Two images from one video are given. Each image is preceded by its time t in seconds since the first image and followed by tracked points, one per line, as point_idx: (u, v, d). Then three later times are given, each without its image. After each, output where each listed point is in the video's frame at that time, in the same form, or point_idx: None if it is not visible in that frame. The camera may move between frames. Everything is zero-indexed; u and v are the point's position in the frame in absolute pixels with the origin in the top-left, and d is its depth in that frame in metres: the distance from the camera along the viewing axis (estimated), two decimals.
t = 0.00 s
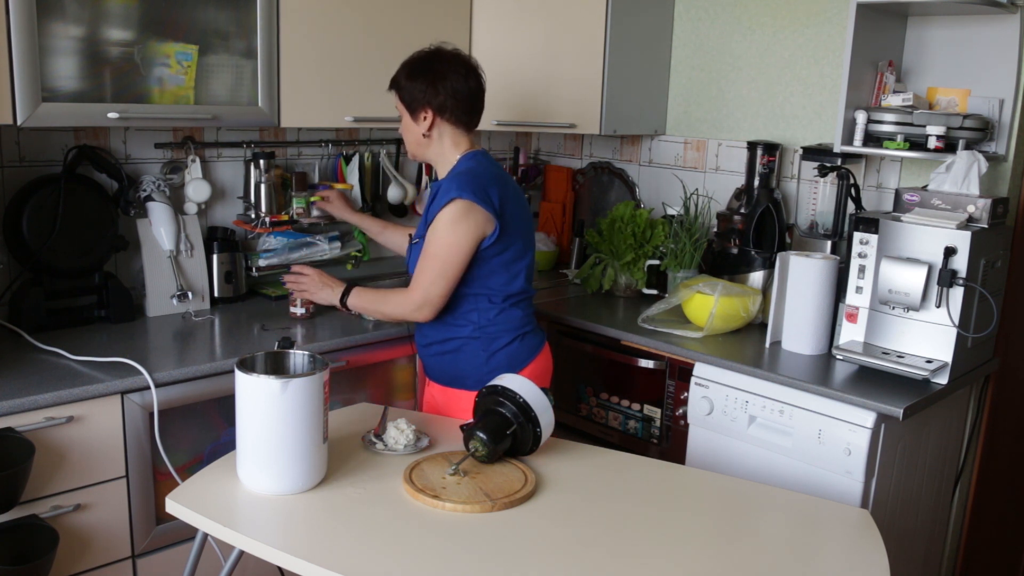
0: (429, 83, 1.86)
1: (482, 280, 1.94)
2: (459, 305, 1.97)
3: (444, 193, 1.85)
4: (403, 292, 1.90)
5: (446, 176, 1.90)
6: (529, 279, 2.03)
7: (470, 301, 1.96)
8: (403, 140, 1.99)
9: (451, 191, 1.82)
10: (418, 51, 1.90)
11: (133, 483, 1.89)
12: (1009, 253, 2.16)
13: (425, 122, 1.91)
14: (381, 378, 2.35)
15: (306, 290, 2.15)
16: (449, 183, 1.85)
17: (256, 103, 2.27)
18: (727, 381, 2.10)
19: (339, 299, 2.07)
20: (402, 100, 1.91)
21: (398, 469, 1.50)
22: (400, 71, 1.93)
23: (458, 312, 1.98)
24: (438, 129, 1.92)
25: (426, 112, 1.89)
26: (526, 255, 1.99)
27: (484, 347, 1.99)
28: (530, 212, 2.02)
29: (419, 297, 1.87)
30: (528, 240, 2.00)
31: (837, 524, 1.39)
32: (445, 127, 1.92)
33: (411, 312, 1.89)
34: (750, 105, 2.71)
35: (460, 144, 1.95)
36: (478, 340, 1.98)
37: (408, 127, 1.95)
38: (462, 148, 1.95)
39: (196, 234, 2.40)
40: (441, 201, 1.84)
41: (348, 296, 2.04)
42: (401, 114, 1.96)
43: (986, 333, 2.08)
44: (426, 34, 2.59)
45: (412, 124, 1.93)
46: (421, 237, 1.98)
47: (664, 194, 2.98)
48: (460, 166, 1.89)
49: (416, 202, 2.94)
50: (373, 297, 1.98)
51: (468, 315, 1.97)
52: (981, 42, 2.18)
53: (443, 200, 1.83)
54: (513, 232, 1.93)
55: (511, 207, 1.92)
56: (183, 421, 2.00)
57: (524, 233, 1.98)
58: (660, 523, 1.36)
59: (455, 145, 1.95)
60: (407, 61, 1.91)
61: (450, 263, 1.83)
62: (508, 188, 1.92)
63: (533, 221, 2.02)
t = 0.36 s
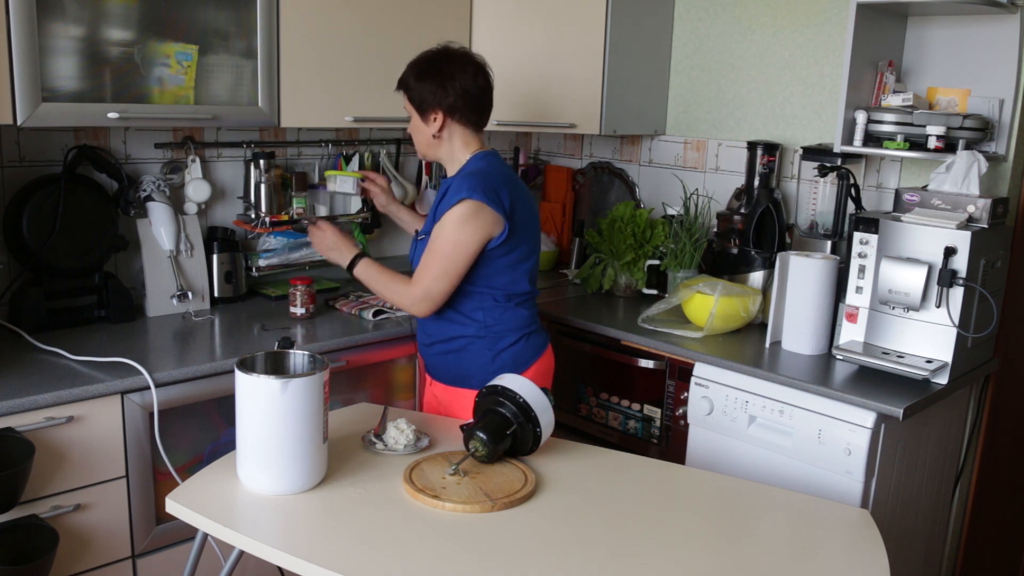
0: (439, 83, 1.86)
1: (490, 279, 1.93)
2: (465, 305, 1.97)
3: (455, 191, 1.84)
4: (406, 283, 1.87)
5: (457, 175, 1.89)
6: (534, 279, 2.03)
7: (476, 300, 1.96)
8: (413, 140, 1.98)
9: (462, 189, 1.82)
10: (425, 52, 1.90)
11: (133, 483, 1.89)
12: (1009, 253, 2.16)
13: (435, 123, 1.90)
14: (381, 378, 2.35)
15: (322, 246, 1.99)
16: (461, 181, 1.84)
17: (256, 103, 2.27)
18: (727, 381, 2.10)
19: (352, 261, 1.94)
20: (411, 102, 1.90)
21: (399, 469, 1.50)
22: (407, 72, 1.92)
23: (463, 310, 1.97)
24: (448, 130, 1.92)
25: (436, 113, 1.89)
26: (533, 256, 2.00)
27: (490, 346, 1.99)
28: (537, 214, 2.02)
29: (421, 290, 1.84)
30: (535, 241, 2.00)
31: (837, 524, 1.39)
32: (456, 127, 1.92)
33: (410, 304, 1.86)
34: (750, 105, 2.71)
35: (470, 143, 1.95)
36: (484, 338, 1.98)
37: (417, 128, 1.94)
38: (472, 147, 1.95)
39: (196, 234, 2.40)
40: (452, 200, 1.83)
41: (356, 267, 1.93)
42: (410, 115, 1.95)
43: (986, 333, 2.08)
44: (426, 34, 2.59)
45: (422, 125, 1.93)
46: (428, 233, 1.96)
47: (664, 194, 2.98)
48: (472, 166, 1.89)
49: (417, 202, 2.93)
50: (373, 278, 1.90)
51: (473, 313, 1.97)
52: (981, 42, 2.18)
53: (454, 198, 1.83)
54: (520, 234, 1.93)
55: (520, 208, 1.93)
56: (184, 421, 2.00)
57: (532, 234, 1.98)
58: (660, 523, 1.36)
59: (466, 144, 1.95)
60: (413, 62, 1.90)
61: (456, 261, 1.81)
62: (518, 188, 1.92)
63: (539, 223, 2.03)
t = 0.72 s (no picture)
0: (473, 80, 1.86)
1: (503, 277, 1.94)
2: (475, 302, 1.96)
3: (476, 185, 1.84)
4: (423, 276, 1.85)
5: (477, 169, 1.89)
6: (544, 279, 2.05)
7: (487, 297, 1.96)
8: (435, 139, 1.94)
9: (484, 184, 1.82)
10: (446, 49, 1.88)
11: (133, 483, 1.89)
12: (1009, 253, 2.16)
13: (468, 119, 1.89)
14: (381, 378, 2.35)
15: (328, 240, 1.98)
16: (482, 176, 1.84)
17: (256, 103, 2.27)
18: (727, 381, 2.10)
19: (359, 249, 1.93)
20: (444, 97, 1.87)
21: (398, 469, 1.50)
22: (429, 69, 1.89)
23: (472, 306, 1.97)
24: (478, 125, 1.92)
25: (470, 108, 1.88)
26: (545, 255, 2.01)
27: (497, 344, 1.98)
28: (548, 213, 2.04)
29: (439, 283, 1.83)
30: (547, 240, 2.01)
31: (837, 524, 1.39)
32: (484, 124, 1.92)
33: (425, 298, 1.84)
34: (750, 105, 2.71)
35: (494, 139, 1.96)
36: (492, 336, 1.98)
37: (446, 124, 1.90)
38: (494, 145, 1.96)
39: (196, 234, 2.40)
40: (472, 194, 1.83)
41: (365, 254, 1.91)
42: (435, 112, 1.91)
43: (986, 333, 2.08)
44: (426, 34, 2.58)
45: (452, 122, 1.90)
46: (443, 228, 1.95)
47: (664, 194, 2.98)
48: (491, 163, 1.89)
49: (417, 202, 2.95)
50: (386, 272, 1.87)
51: (482, 310, 1.96)
52: (981, 41, 2.18)
53: (475, 192, 1.82)
54: (537, 231, 1.94)
55: (537, 205, 1.94)
56: (183, 421, 2.00)
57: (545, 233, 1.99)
58: (660, 523, 1.36)
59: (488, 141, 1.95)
60: (439, 60, 1.88)
61: (477, 254, 1.81)
62: (534, 186, 1.94)
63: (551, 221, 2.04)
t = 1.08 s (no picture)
0: (526, 88, 1.92)
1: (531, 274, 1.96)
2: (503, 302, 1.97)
3: (514, 186, 1.85)
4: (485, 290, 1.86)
5: (501, 170, 1.89)
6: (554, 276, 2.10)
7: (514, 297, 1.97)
8: (478, 132, 1.87)
9: (525, 184, 1.83)
10: (498, 51, 1.89)
11: (133, 483, 1.89)
12: (1009, 253, 2.16)
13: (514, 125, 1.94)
14: (381, 378, 2.35)
15: (371, 277, 1.92)
16: (518, 176, 1.85)
17: (256, 103, 2.27)
18: (727, 381, 2.10)
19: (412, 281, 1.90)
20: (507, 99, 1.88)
21: (399, 469, 1.50)
22: (488, 66, 1.86)
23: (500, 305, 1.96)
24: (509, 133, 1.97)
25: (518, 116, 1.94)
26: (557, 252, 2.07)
27: (526, 340, 1.99)
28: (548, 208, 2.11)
29: (505, 293, 1.84)
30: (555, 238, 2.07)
31: (837, 524, 1.39)
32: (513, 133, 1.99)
33: (491, 311, 1.86)
34: (750, 105, 2.71)
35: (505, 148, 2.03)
36: (519, 333, 1.98)
37: (498, 124, 1.89)
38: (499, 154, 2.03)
39: (196, 234, 2.40)
40: (511, 195, 1.84)
41: (419, 288, 1.89)
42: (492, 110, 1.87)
43: (986, 333, 2.08)
44: (426, 34, 2.58)
45: (504, 124, 1.91)
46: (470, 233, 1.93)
47: (664, 194, 2.98)
48: (510, 162, 1.90)
49: (416, 202, 2.95)
50: (448, 295, 1.87)
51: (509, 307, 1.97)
52: (981, 42, 2.18)
53: (517, 193, 1.83)
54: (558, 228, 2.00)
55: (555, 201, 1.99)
56: (183, 421, 2.00)
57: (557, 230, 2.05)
58: (659, 523, 1.36)
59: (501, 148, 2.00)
60: (499, 58, 1.87)
61: (530, 254, 1.84)
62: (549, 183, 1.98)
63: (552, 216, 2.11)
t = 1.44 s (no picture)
0: (519, 91, 1.81)
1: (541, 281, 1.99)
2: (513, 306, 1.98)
3: (542, 195, 1.87)
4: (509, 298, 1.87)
5: (523, 175, 1.91)
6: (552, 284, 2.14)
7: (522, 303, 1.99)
8: (480, 153, 1.84)
9: (553, 194, 1.87)
10: (479, 63, 1.78)
11: (133, 483, 1.89)
12: (1009, 253, 2.16)
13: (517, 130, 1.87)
14: (381, 378, 2.35)
15: (386, 307, 1.81)
16: (544, 185, 1.89)
17: (256, 103, 2.27)
18: (727, 381, 2.10)
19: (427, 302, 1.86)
20: (501, 114, 1.80)
21: (399, 470, 1.50)
22: (468, 88, 1.76)
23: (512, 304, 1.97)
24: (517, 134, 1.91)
25: (519, 121, 1.85)
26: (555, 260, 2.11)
27: (536, 339, 2.00)
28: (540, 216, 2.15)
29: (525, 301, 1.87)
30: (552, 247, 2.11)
31: (837, 525, 1.39)
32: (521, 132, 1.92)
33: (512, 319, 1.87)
34: (750, 105, 2.71)
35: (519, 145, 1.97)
36: (529, 332, 1.99)
37: (498, 139, 1.83)
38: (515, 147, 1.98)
39: (196, 234, 2.40)
40: (539, 204, 1.87)
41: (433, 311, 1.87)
42: (487, 128, 1.81)
43: (985, 333, 2.08)
44: (426, 34, 2.58)
45: (505, 136, 1.84)
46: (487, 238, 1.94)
47: (664, 194, 2.98)
48: (529, 168, 1.92)
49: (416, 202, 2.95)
50: (466, 309, 1.86)
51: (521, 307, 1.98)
52: (981, 41, 2.18)
53: (544, 202, 1.86)
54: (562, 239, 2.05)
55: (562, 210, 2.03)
56: (184, 421, 2.00)
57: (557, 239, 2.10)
58: (659, 523, 1.36)
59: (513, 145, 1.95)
60: (485, 76, 1.77)
61: (552, 262, 1.88)
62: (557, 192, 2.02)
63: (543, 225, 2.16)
